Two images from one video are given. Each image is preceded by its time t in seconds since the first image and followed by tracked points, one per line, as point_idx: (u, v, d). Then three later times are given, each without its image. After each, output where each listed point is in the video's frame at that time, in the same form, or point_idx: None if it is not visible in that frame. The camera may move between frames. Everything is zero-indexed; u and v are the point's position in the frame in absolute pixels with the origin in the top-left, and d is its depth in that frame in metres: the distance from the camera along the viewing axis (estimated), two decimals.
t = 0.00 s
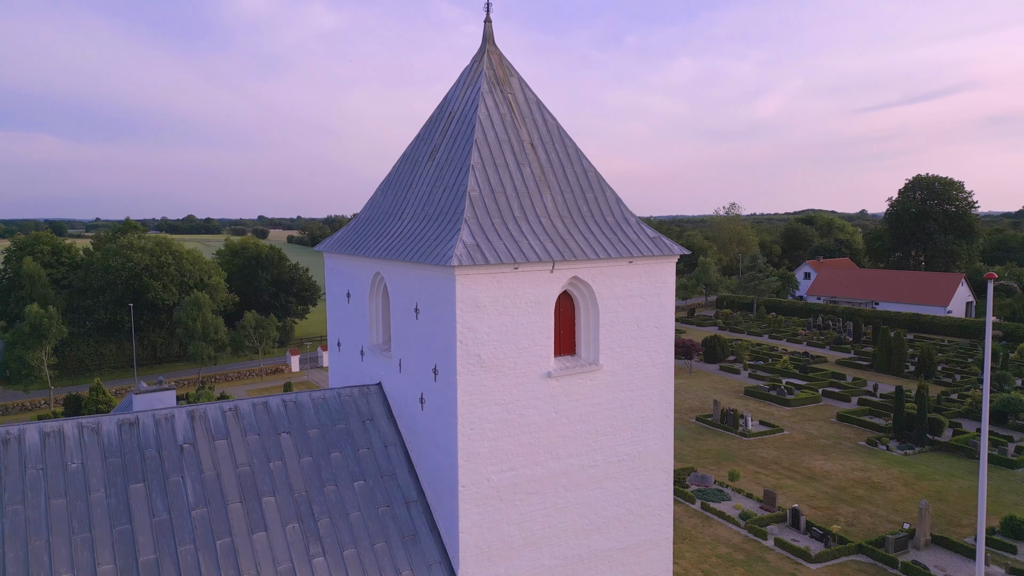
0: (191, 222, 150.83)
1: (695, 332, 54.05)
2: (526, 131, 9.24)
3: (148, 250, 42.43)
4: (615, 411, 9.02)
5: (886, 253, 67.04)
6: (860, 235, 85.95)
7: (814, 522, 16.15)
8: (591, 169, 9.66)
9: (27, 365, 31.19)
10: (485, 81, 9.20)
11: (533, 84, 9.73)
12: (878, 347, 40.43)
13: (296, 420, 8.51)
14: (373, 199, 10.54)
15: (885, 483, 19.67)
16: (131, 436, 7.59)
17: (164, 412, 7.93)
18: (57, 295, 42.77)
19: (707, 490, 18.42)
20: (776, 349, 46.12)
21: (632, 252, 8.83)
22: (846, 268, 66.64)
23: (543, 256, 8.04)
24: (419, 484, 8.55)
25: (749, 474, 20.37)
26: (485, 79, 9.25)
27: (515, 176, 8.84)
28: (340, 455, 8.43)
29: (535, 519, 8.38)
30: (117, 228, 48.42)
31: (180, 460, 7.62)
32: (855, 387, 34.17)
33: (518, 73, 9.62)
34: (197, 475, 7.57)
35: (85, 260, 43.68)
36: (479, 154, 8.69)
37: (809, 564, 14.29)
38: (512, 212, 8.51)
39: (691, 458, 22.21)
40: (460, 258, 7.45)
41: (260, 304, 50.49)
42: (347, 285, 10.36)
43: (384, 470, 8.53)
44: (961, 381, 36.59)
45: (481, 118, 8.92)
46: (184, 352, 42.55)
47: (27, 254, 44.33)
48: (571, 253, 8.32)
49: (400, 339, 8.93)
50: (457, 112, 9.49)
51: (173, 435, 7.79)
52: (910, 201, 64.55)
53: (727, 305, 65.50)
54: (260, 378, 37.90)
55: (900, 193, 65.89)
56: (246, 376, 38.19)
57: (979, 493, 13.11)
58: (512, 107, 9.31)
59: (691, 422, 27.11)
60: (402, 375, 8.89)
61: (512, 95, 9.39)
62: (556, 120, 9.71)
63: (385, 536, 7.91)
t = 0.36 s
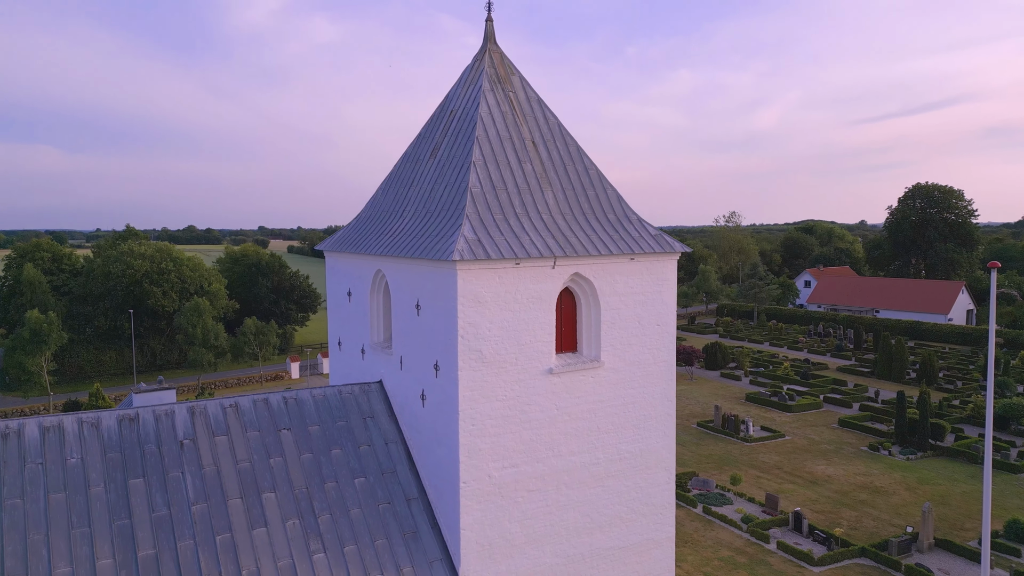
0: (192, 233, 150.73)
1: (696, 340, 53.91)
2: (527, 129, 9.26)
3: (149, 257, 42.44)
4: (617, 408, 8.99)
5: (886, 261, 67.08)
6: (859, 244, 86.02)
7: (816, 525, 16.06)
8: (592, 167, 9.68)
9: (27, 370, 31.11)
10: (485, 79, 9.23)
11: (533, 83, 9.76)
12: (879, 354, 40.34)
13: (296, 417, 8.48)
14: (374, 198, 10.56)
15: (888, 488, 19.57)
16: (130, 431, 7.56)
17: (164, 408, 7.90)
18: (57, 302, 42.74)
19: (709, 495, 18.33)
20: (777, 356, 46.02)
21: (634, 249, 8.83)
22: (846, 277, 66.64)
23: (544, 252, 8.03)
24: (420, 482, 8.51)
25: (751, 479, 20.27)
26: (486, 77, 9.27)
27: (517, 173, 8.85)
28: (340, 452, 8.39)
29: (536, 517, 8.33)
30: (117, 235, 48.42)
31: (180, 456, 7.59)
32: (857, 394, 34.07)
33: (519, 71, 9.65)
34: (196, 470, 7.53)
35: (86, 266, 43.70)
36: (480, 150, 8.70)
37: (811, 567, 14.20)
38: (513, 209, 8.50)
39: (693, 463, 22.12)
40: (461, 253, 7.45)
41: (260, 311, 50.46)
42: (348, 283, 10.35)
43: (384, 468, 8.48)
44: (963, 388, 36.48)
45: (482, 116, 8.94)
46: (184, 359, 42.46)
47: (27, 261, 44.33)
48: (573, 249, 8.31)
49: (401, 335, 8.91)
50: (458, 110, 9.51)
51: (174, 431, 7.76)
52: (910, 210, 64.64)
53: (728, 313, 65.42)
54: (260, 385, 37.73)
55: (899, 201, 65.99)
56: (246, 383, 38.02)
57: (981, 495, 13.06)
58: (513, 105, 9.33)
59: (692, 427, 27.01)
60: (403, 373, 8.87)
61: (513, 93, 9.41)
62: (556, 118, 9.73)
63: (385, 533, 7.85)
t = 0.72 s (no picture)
0: (192, 242, 150.81)
1: (697, 346, 53.83)
2: (529, 126, 9.29)
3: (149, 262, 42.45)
4: (619, 404, 8.97)
5: (886, 269, 67.03)
6: (859, 252, 86.08)
7: (819, 528, 15.98)
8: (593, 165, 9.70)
9: (26, 375, 31.08)
10: (487, 77, 9.27)
11: (534, 81, 9.79)
12: (880, 360, 40.25)
13: (297, 413, 8.46)
14: (375, 195, 10.59)
15: (890, 491, 19.49)
16: (131, 425, 7.55)
17: (164, 403, 7.89)
18: (58, 307, 42.71)
19: (711, 498, 18.24)
20: (777, 363, 45.92)
21: (635, 245, 8.84)
22: (846, 284, 66.61)
23: (546, 247, 8.04)
24: (421, 478, 8.48)
25: (753, 482, 20.19)
26: (487, 75, 9.31)
27: (518, 169, 8.87)
28: (341, 448, 8.37)
29: (538, 513, 8.29)
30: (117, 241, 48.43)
31: (180, 450, 7.57)
32: (858, 399, 33.97)
33: (520, 69, 9.69)
34: (197, 464, 7.50)
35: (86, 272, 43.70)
36: (482, 146, 8.73)
37: (814, 569, 14.13)
38: (515, 204, 8.52)
39: (694, 467, 22.05)
40: (463, 247, 7.46)
41: (260, 318, 50.43)
42: (349, 280, 10.36)
43: (385, 464, 8.45)
44: (964, 394, 36.37)
45: (483, 112, 8.98)
46: (184, 365, 42.42)
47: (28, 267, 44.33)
48: (574, 244, 8.32)
49: (402, 331, 8.91)
50: (459, 108, 9.55)
51: (175, 425, 7.75)
52: (909, 217, 64.68)
53: (728, 320, 65.35)
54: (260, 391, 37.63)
55: (899, 209, 66.04)
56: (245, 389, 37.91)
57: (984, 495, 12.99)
58: (514, 102, 9.36)
59: (693, 432, 26.94)
60: (404, 368, 8.87)
61: (514, 91, 9.45)
62: (557, 116, 9.76)
63: (387, 529, 7.82)
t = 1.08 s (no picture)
0: (192, 252, 150.84)
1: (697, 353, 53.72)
2: (530, 122, 9.32)
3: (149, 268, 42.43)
4: (620, 400, 8.95)
5: (886, 276, 67.00)
6: (859, 260, 86.13)
7: (821, 530, 15.91)
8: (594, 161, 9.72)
9: (26, 379, 31.01)
10: (488, 74, 9.30)
11: (535, 78, 9.82)
12: (881, 366, 40.17)
13: (298, 408, 8.44)
14: (376, 193, 10.61)
15: (892, 494, 19.42)
16: (131, 418, 7.54)
17: (164, 397, 7.87)
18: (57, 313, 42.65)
19: (712, 500, 18.17)
20: (778, 369, 45.82)
21: (636, 241, 8.84)
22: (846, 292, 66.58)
23: (547, 241, 8.04)
24: (421, 474, 8.46)
25: (754, 485, 20.12)
26: (488, 71, 9.34)
27: (519, 165, 8.89)
28: (342, 443, 8.34)
29: (540, 508, 8.27)
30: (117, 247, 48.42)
31: (181, 443, 7.54)
32: (859, 405, 33.87)
33: (521, 67, 9.71)
34: (197, 458, 7.48)
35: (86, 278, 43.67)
36: (483, 142, 8.75)
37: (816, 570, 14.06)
38: (516, 199, 8.53)
39: (695, 470, 21.99)
40: (465, 239, 7.46)
41: (260, 324, 50.40)
42: (350, 277, 10.36)
43: (386, 459, 8.42)
44: (965, 399, 36.27)
45: (485, 108, 9.01)
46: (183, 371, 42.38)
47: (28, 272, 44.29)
48: (575, 239, 8.32)
49: (403, 327, 8.90)
50: (460, 105, 9.58)
51: (175, 419, 7.73)
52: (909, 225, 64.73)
53: (728, 327, 65.25)
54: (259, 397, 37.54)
55: (899, 217, 66.12)
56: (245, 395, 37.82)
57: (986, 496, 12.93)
58: (515, 99, 9.39)
59: (694, 436, 26.87)
60: (405, 364, 8.86)
61: (515, 88, 9.48)
62: (558, 113, 9.79)
63: (387, 523, 7.78)
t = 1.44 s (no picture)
0: (192, 259, 150.84)
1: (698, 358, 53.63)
2: (531, 118, 9.33)
3: (149, 273, 42.42)
4: (621, 394, 8.93)
5: (886, 282, 67.01)
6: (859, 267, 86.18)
7: (823, 531, 15.85)
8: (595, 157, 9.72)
9: (25, 382, 30.94)
10: (489, 69, 9.31)
11: (536, 75, 9.83)
12: (881, 370, 40.10)
13: (298, 402, 8.42)
14: (377, 189, 10.62)
15: (894, 496, 19.35)
16: (132, 411, 7.52)
17: (165, 389, 7.85)
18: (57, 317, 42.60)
19: (714, 502, 18.10)
20: (778, 374, 45.74)
21: (637, 235, 8.84)
22: (846, 298, 66.58)
23: (548, 234, 8.04)
24: (422, 468, 8.43)
25: (756, 487, 20.05)
26: (489, 67, 9.35)
27: (520, 159, 8.90)
28: (342, 437, 8.31)
29: (541, 502, 8.23)
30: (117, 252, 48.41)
31: (181, 436, 7.51)
32: (860, 409, 33.81)
33: (522, 63, 9.73)
34: (198, 451, 7.45)
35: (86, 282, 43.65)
36: (484, 137, 8.76)
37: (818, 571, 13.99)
38: (517, 193, 8.54)
39: (696, 472, 21.92)
40: (466, 231, 7.46)
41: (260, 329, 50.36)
42: (351, 274, 10.36)
43: (387, 453, 8.39)
44: (966, 403, 36.18)
45: (486, 104, 9.03)
46: (183, 375, 42.34)
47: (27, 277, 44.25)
48: (576, 233, 8.32)
49: (404, 321, 8.89)
50: (461, 101, 9.61)
51: (175, 412, 7.71)
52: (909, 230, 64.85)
53: (729, 333, 65.17)
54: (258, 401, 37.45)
55: (898, 223, 66.25)
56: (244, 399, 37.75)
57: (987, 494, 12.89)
58: (516, 95, 9.41)
59: (695, 440, 26.79)
60: (406, 358, 8.84)
61: (516, 83, 9.50)
62: (559, 109, 9.79)
63: (388, 517, 7.74)
